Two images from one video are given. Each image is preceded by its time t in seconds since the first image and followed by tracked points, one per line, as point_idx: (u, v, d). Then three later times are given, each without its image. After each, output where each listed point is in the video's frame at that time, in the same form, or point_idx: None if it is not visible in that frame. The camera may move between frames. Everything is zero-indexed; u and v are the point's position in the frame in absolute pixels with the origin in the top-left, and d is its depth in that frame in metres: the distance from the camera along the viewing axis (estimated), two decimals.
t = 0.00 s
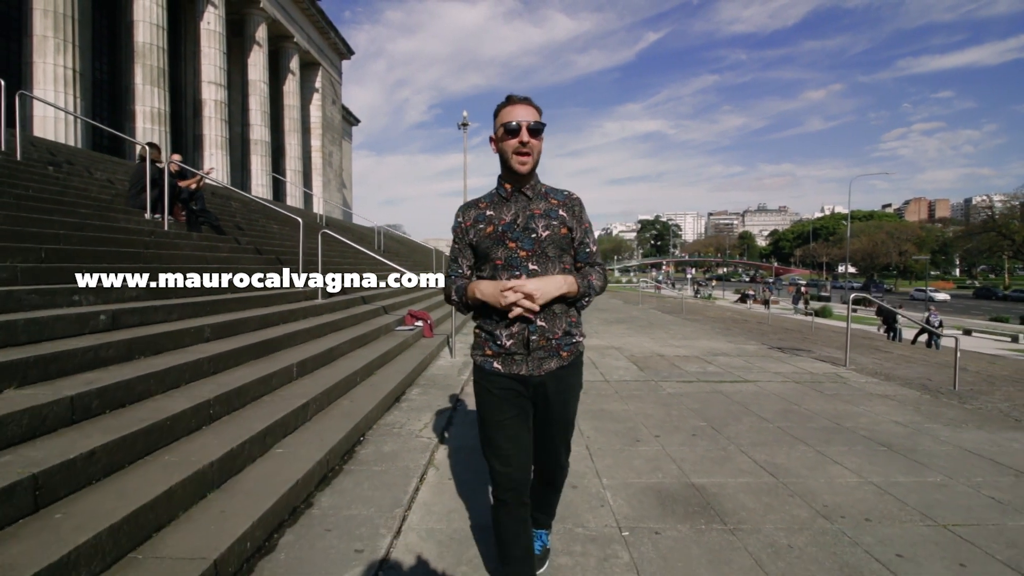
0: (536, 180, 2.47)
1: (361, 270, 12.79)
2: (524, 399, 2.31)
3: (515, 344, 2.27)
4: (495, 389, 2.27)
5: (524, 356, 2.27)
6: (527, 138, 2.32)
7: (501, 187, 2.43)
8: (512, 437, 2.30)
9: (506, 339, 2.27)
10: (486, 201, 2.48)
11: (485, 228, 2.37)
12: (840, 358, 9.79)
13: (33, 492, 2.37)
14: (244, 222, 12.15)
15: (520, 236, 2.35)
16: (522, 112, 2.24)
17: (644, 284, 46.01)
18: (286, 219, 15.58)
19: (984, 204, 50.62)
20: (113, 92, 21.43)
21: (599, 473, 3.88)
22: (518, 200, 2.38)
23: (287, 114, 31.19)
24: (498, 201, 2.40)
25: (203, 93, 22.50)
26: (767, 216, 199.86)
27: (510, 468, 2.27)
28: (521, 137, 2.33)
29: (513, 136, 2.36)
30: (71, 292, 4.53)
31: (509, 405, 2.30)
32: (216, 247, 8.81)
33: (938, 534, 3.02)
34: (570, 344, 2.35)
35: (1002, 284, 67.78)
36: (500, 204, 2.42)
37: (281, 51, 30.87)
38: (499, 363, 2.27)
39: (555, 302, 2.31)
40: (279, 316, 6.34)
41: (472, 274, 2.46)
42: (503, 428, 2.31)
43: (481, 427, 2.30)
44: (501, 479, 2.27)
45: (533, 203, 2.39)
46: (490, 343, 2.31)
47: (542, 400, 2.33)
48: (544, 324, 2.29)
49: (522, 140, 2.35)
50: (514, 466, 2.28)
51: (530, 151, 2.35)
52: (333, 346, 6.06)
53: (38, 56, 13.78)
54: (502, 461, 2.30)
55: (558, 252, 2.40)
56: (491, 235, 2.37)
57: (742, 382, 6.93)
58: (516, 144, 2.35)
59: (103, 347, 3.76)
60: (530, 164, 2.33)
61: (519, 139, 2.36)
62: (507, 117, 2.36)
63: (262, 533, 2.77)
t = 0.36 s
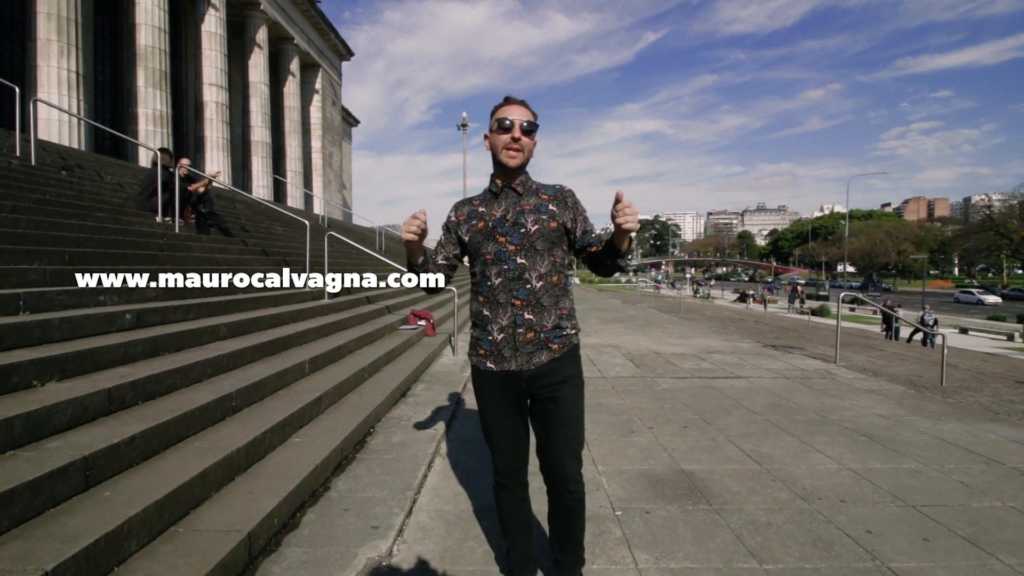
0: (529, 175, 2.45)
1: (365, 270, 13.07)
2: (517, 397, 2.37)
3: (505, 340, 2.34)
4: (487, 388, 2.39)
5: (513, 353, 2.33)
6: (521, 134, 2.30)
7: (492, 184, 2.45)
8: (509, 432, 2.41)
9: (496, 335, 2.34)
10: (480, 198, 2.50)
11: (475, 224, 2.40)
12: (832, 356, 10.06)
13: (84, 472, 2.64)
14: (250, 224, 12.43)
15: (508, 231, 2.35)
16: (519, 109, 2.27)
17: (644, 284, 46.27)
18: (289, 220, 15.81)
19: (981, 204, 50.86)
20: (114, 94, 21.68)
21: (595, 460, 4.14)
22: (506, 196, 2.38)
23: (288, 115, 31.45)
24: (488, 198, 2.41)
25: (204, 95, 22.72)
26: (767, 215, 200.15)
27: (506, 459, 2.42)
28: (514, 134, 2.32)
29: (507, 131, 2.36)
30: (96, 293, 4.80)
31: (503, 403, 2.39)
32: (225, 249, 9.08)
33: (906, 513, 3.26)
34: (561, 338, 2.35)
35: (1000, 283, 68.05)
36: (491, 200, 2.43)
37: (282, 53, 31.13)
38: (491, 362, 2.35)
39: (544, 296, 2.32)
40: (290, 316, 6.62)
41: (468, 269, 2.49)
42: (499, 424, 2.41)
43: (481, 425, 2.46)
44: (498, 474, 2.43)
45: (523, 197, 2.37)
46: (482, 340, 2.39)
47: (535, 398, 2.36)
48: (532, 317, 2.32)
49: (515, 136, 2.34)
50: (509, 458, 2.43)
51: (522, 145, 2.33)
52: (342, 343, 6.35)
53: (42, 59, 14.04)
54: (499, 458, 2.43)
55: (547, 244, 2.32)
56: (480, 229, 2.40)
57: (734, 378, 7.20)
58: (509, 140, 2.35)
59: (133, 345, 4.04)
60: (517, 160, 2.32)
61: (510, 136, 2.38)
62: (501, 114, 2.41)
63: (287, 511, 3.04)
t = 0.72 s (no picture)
0: (530, 186, 2.50)
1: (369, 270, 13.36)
2: (512, 398, 2.41)
3: (502, 346, 2.40)
4: (487, 388, 2.47)
5: (510, 358, 2.36)
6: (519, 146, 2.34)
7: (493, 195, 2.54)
8: (507, 432, 2.48)
9: (494, 342, 2.41)
10: (484, 209, 2.59)
11: (476, 234, 2.49)
12: (826, 355, 10.33)
13: (127, 454, 2.92)
14: (258, 225, 12.73)
15: (505, 240, 2.41)
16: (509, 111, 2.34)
17: (644, 284, 46.52)
18: (294, 221, 16.12)
19: (981, 204, 50.99)
20: (119, 95, 21.95)
21: (592, 450, 4.41)
22: (506, 207, 2.45)
23: (290, 116, 31.74)
24: (489, 208, 2.49)
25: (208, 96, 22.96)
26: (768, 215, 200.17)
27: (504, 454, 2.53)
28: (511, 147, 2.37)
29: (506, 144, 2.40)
30: (121, 292, 5.08)
31: (502, 402, 2.46)
32: (235, 250, 9.37)
33: (878, 497, 3.52)
34: (557, 343, 2.36)
35: (1001, 284, 68.24)
36: (492, 211, 2.51)
37: (285, 54, 31.40)
38: (490, 366, 2.43)
39: (540, 304, 2.35)
40: (301, 315, 6.91)
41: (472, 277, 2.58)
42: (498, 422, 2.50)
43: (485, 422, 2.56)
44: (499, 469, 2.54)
45: (521, 208, 2.43)
46: (483, 345, 2.46)
47: (528, 401, 2.38)
48: (528, 324, 2.36)
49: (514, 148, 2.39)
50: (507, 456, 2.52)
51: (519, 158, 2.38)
52: (351, 340, 6.64)
53: (49, 61, 14.33)
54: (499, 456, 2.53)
55: (544, 254, 2.37)
56: (480, 240, 2.48)
57: (727, 375, 7.47)
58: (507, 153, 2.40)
59: (160, 340, 4.33)
60: (513, 172, 2.38)
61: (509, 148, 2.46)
62: (498, 126, 2.53)
63: (308, 492, 3.32)
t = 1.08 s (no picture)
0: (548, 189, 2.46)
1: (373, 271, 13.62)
2: (514, 409, 2.40)
3: (507, 354, 2.38)
4: (488, 397, 2.45)
5: (515, 367, 2.35)
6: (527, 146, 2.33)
7: (511, 196, 2.50)
8: (506, 443, 2.47)
9: (500, 350, 2.40)
10: (500, 209, 2.55)
11: (488, 236, 2.46)
12: (819, 353, 10.61)
13: (163, 442, 3.18)
14: (264, 227, 13.00)
15: (519, 245, 2.38)
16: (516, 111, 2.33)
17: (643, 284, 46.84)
18: (298, 223, 16.40)
19: (979, 205, 51.26)
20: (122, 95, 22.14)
21: (590, 443, 4.68)
22: (521, 210, 2.42)
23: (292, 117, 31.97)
24: (504, 210, 2.46)
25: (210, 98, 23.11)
26: (767, 215, 200.49)
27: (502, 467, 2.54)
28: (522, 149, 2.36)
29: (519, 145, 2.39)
30: (143, 293, 5.34)
31: (503, 413, 2.45)
32: (244, 252, 9.64)
33: (855, 484, 3.79)
34: (563, 356, 2.34)
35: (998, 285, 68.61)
36: (508, 213, 2.48)
37: (287, 55, 31.62)
38: (494, 374, 2.41)
39: (547, 314, 2.33)
40: (310, 315, 7.19)
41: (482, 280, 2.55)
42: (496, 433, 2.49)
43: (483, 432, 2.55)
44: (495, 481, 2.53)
45: (537, 212, 2.40)
46: (488, 350, 2.45)
47: (531, 413, 2.39)
48: (535, 334, 2.34)
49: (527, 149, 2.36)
50: (504, 467, 2.53)
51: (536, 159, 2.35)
52: (358, 339, 6.92)
53: (54, 63, 14.54)
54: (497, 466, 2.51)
55: (555, 263, 2.35)
56: (493, 242, 2.45)
57: (722, 373, 7.74)
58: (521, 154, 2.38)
59: (182, 338, 4.59)
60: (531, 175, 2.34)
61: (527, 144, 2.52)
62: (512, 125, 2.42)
63: (327, 479, 3.58)
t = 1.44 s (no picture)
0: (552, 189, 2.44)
1: (364, 272, 13.81)
2: (513, 406, 2.35)
3: (510, 349, 2.33)
4: (484, 395, 2.35)
5: (518, 363, 2.31)
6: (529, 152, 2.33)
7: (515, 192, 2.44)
8: (501, 443, 2.39)
9: (502, 344, 2.34)
10: (503, 203, 2.49)
11: (494, 227, 2.38)
12: (798, 351, 11.01)
13: (181, 434, 3.40)
14: (257, 228, 13.16)
15: (527, 240, 2.34)
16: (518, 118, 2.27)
17: (631, 284, 47.28)
18: (289, 224, 16.55)
19: (958, 206, 52.41)
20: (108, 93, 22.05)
21: (578, 434, 4.98)
22: (531, 206, 2.37)
23: (280, 117, 31.96)
24: (511, 204, 2.40)
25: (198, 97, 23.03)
26: (753, 216, 202.69)
27: (494, 480, 2.36)
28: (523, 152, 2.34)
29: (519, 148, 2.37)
30: (148, 294, 5.54)
31: (498, 411, 2.37)
32: (239, 254, 9.83)
33: (820, 467, 4.13)
34: (567, 356, 2.33)
35: (976, 284, 70.05)
36: (514, 207, 2.43)
37: (275, 55, 31.60)
38: (494, 369, 2.33)
39: (553, 311, 2.32)
40: (307, 316, 7.40)
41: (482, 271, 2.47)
42: (490, 440, 2.38)
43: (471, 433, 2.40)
44: (489, 488, 2.37)
45: (546, 210, 2.37)
46: (487, 346, 2.38)
47: (531, 409, 2.37)
48: (540, 330, 2.32)
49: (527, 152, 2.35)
50: (500, 475, 2.39)
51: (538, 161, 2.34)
52: (355, 339, 7.17)
53: (39, 62, 14.56)
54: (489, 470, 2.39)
55: (563, 260, 2.33)
56: (498, 234, 2.38)
57: (704, 369, 8.09)
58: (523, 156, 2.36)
59: (189, 337, 4.80)
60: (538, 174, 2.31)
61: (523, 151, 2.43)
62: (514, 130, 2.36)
63: (333, 468, 3.84)
